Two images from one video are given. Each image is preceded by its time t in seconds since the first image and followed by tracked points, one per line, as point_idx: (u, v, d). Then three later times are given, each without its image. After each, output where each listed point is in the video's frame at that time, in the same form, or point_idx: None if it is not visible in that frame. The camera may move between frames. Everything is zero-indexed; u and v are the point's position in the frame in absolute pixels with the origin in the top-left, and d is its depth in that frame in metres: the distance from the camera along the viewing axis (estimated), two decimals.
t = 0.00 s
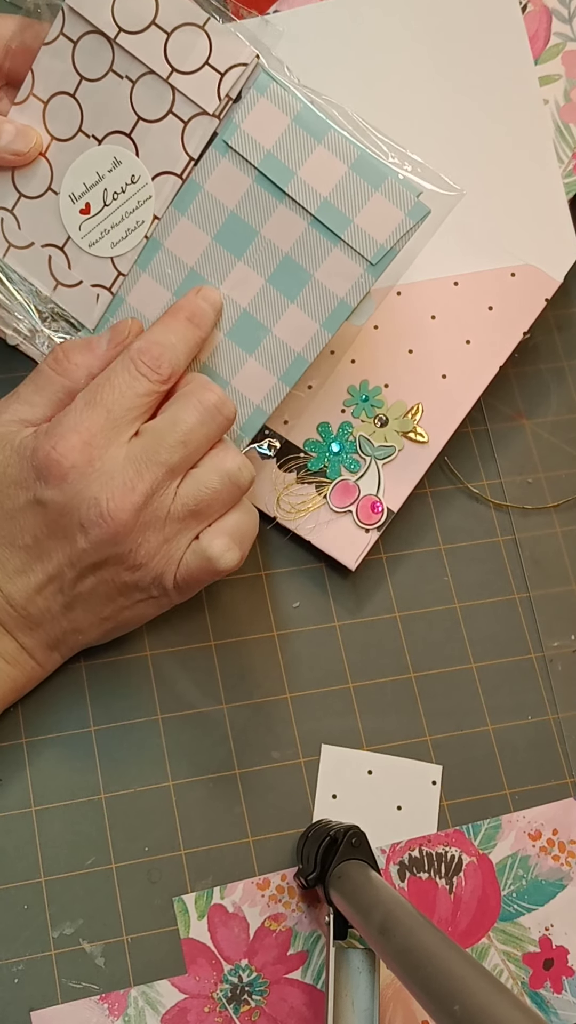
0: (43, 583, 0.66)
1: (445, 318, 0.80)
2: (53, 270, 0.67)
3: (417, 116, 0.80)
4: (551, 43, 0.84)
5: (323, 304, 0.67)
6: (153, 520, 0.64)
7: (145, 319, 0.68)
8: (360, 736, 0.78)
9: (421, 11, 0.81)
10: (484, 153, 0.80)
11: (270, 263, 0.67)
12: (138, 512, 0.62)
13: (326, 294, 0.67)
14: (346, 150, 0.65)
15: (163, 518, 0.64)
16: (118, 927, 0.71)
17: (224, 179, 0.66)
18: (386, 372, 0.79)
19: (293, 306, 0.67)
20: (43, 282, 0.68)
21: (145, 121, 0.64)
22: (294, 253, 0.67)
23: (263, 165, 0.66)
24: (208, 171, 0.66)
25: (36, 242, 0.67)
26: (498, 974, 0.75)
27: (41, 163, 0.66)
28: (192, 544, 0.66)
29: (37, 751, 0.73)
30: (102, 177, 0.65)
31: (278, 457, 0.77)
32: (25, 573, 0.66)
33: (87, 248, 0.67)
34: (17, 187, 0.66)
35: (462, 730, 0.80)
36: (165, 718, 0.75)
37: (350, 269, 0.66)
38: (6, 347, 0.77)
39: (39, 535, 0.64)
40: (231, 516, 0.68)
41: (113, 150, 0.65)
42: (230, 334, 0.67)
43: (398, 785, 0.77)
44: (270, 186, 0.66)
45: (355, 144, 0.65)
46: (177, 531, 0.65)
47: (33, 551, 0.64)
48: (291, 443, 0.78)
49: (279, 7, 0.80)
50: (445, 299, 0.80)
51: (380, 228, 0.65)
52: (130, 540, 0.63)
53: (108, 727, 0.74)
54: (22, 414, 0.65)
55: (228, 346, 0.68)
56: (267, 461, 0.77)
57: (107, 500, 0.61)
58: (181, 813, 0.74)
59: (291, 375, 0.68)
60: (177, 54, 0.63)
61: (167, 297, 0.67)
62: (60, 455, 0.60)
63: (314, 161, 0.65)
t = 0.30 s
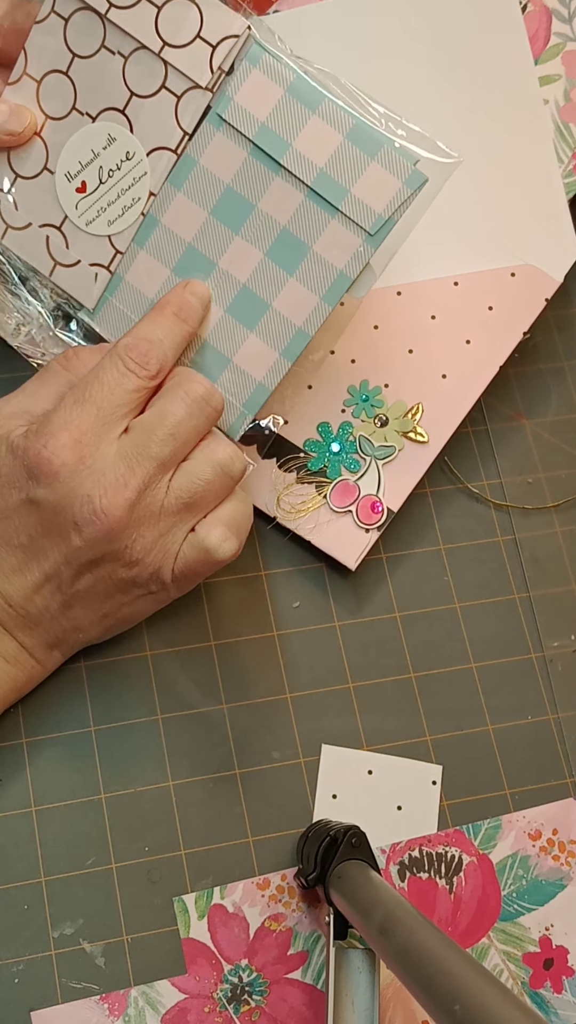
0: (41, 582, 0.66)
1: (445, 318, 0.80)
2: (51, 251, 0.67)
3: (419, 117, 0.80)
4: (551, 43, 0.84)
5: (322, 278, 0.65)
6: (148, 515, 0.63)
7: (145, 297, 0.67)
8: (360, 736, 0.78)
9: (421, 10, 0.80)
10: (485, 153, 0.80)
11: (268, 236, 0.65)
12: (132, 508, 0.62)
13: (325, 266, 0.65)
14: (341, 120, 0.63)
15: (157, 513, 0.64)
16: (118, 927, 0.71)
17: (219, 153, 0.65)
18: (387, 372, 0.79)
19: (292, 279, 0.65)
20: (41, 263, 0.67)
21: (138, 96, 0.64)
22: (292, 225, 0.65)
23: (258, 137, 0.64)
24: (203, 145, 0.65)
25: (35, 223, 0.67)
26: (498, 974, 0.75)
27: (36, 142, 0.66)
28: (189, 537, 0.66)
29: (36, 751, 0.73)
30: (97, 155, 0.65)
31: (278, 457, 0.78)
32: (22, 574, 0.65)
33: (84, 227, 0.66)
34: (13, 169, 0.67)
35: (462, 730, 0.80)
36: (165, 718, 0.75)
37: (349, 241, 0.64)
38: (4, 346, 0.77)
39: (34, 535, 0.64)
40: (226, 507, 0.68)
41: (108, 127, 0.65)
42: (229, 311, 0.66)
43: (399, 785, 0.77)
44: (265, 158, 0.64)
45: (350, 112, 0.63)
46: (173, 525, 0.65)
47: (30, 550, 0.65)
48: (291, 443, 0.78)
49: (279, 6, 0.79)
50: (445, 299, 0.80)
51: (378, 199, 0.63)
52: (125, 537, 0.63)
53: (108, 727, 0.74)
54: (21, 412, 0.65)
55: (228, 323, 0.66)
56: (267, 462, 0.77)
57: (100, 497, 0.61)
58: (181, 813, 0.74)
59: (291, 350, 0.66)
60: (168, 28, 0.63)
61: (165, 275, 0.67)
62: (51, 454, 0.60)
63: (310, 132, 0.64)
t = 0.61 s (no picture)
0: (39, 580, 0.66)
1: (445, 318, 0.80)
2: (51, 225, 0.66)
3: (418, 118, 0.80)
4: (551, 43, 0.84)
5: (324, 238, 0.65)
6: (143, 508, 0.63)
7: (146, 267, 0.67)
8: (360, 736, 0.78)
9: (422, 10, 0.80)
10: (486, 153, 0.81)
11: (267, 199, 0.65)
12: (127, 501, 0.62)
13: (326, 226, 0.65)
14: (336, 77, 0.63)
15: (152, 506, 0.64)
16: (117, 927, 0.71)
17: (215, 117, 0.64)
18: (387, 372, 0.79)
19: (293, 241, 0.65)
20: (41, 237, 0.66)
21: (130, 65, 0.63)
22: (290, 186, 0.65)
23: (252, 99, 0.63)
24: (198, 110, 0.64)
25: (33, 197, 0.66)
26: (498, 974, 0.75)
27: (32, 117, 0.65)
28: (185, 528, 0.66)
29: (36, 750, 0.73)
30: (92, 125, 0.64)
31: (278, 457, 0.77)
32: (19, 572, 0.65)
33: (82, 199, 0.65)
34: (10, 144, 0.66)
35: (462, 730, 0.80)
36: (165, 718, 0.75)
37: (349, 200, 0.64)
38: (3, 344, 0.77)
39: (30, 532, 0.64)
40: (222, 497, 0.68)
41: (102, 97, 0.64)
42: (231, 276, 0.66)
43: (398, 785, 0.77)
44: (261, 120, 0.64)
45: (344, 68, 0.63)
46: (169, 518, 0.65)
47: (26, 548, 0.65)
48: (291, 443, 0.78)
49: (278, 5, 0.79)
50: (445, 299, 0.80)
51: (376, 155, 0.63)
52: (121, 530, 0.63)
53: (107, 726, 0.74)
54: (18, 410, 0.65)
55: (231, 288, 0.66)
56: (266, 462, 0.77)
57: (94, 490, 0.61)
58: (180, 813, 0.74)
59: (295, 312, 0.66)
60: None
61: (165, 244, 0.66)
62: (44, 452, 0.60)
63: (304, 90, 0.63)
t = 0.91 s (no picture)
0: (37, 580, 0.66)
1: (445, 317, 0.80)
2: (48, 218, 0.66)
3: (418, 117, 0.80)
4: (551, 43, 0.84)
5: (321, 228, 0.65)
6: (138, 507, 0.63)
7: (142, 259, 0.66)
8: (360, 736, 0.78)
9: (423, 10, 0.80)
10: (485, 153, 0.81)
11: (264, 190, 0.65)
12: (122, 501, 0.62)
13: (322, 217, 0.65)
14: (332, 66, 0.63)
15: (148, 505, 0.64)
16: (117, 927, 0.71)
17: (211, 108, 0.64)
18: (387, 372, 0.79)
19: (290, 232, 0.65)
20: (38, 231, 0.66)
21: (127, 56, 0.63)
22: (287, 176, 0.65)
23: (249, 89, 0.63)
24: (194, 101, 0.64)
25: (30, 191, 0.66)
26: (498, 974, 0.75)
27: (29, 111, 0.65)
28: (181, 526, 0.66)
29: (36, 750, 0.73)
30: (89, 118, 0.64)
31: (278, 457, 0.77)
32: (17, 572, 0.65)
33: (79, 192, 0.65)
34: (7, 137, 0.66)
35: (462, 730, 0.80)
36: (164, 718, 0.75)
37: (345, 191, 0.64)
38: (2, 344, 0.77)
39: (26, 533, 0.64)
40: (217, 494, 0.68)
41: (99, 89, 0.64)
42: (228, 267, 0.66)
43: (399, 785, 0.77)
44: (258, 110, 0.64)
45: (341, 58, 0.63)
46: (165, 516, 0.65)
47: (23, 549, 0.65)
48: (291, 443, 0.78)
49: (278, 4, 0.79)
50: (445, 299, 0.80)
51: (372, 145, 0.63)
52: (116, 530, 0.63)
53: (107, 727, 0.74)
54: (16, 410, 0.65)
55: (228, 280, 0.66)
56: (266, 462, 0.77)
57: (89, 490, 0.61)
58: (180, 813, 0.74)
59: (293, 303, 0.66)
60: None
61: (162, 235, 0.66)
62: (38, 452, 0.60)
63: (301, 80, 0.63)
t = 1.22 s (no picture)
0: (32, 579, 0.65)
1: (445, 317, 0.80)
2: (49, 202, 0.66)
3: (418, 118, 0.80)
4: (551, 43, 0.84)
5: (321, 205, 0.65)
6: (125, 527, 0.58)
7: (143, 239, 0.67)
8: (360, 736, 0.78)
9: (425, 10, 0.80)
10: (485, 153, 0.81)
11: (262, 167, 0.65)
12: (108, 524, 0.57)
13: (322, 193, 0.65)
14: (329, 40, 0.62)
15: (134, 524, 0.58)
16: (117, 927, 0.71)
17: (209, 86, 0.64)
18: (387, 372, 0.79)
19: (290, 210, 0.65)
20: (39, 215, 0.66)
21: (125, 36, 0.63)
22: (286, 153, 0.64)
23: (246, 65, 0.63)
24: (192, 79, 0.64)
25: (30, 175, 0.66)
26: (498, 974, 0.75)
27: (28, 94, 0.64)
28: (169, 542, 0.61)
29: (35, 750, 0.73)
30: (88, 99, 0.64)
31: (278, 457, 0.77)
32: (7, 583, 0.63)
33: (79, 174, 0.65)
34: (7, 122, 0.65)
35: (462, 730, 0.80)
36: (164, 718, 0.75)
37: (345, 166, 0.64)
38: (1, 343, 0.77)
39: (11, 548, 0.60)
40: (206, 508, 0.61)
41: (97, 70, 0.64)
42: (229, 246, 0.66)
43: (399, 785, 0.77)
44: (255, 86, 0.64)
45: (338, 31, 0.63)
46: (152, 533, 0.60)
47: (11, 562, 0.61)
48: (291, 443, 0.78)
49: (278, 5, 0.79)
50: (445, 299, 0.80)
51: (371, 119, 0.63)
52: (102, 552, 0.58)
53: (107, 727, 0.74)
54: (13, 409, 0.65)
55: (228, 259, 0.66)
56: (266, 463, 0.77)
57: (71, 514, 0.56)
58: (180, 813, 0.74)
59: (294, 282, 0.66)
60: None
61: (161, 216, 0.66)
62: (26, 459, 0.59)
63: (298, 55, 0.63)
